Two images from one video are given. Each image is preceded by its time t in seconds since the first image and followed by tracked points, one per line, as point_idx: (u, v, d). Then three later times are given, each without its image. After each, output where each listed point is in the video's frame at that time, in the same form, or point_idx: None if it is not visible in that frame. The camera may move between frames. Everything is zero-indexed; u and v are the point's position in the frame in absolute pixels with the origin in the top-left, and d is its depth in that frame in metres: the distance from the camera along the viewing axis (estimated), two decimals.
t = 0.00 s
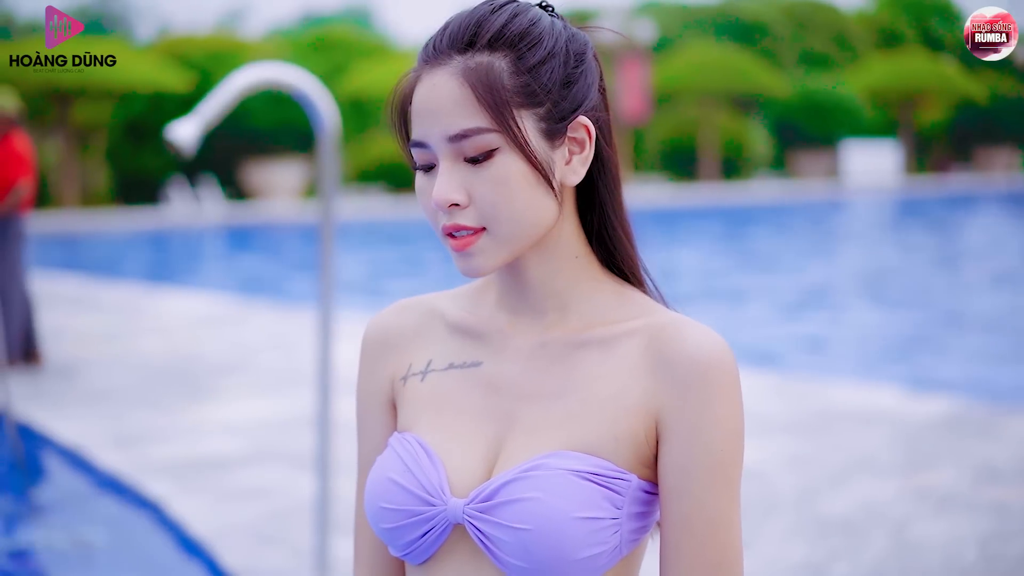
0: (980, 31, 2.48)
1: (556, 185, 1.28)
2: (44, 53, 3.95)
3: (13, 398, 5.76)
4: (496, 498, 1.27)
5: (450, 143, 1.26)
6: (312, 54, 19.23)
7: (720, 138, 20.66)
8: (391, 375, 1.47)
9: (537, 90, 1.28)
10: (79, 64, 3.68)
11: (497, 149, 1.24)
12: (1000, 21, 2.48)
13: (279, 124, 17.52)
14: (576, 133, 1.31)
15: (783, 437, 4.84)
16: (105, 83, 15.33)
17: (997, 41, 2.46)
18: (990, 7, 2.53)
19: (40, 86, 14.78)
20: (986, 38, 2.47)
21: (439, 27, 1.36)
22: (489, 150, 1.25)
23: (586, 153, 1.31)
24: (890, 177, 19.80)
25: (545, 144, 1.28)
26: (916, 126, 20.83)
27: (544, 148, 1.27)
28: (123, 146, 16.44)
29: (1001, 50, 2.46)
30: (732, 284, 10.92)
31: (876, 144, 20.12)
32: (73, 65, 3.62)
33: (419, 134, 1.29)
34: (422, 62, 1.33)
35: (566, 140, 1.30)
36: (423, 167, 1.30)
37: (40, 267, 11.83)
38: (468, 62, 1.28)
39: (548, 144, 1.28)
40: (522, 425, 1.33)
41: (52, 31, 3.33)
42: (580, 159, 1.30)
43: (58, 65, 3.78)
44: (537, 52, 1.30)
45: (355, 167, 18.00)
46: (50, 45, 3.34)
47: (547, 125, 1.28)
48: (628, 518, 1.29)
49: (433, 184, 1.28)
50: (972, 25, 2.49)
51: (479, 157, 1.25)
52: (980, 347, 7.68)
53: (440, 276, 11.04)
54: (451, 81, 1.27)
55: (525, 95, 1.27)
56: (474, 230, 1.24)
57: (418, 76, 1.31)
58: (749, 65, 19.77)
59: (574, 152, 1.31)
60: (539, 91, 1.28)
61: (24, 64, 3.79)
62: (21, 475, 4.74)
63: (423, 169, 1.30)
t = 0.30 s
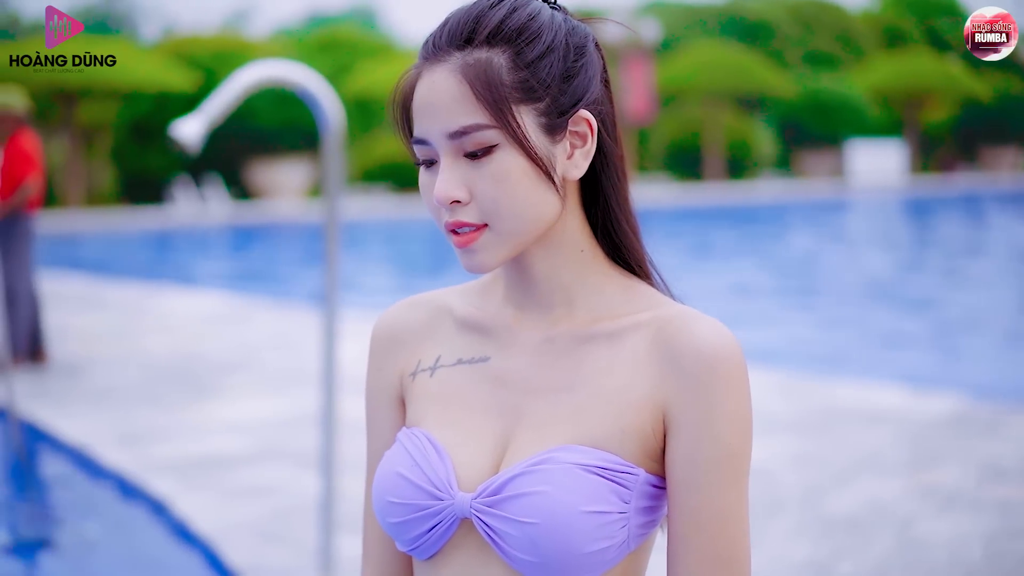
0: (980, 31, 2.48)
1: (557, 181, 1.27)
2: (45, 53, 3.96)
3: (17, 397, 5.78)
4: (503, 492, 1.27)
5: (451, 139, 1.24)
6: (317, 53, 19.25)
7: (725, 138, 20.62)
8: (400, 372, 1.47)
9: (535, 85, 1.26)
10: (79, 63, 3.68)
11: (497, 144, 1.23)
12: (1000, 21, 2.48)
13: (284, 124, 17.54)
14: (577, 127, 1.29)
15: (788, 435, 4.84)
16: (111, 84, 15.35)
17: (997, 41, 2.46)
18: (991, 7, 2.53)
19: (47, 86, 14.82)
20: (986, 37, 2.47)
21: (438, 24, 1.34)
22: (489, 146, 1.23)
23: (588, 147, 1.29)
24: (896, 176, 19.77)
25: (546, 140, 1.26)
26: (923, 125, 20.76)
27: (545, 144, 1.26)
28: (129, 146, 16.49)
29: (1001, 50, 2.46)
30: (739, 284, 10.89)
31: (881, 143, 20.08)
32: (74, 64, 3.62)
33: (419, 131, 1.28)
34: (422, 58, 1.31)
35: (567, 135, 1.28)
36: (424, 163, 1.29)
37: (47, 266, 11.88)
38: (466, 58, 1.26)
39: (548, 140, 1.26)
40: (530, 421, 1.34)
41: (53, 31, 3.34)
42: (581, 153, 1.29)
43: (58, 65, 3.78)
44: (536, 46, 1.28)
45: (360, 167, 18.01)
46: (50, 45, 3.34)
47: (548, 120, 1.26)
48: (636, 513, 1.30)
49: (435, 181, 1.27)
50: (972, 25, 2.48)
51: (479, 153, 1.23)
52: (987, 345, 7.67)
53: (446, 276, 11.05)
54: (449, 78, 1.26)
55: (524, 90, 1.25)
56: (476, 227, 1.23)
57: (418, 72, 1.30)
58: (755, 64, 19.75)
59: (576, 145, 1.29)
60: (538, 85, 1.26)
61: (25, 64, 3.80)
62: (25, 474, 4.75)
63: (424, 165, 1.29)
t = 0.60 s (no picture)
0: (981, 31, 2.47)
1: (558, 173, 1.26)
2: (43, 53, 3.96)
3: (20, 394, 5.80)
4: (508, 487, 1.27)
5: (450, 132, 1.24)
6: (321, 53, 19.28)
7: (730, 138, 20.57)
8: (405, 367, 1.47)
9: (534, 77, 1.26)
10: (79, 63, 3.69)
11: (496, 137, 1.23)
12: (1000, 20, 2.47)
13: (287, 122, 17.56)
14: (578, 119, 1.28)
15: (791, 433, 4.84)
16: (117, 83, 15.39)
17: (997, 41, 2.45)
18: (991, 7, 2.52)
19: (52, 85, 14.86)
20: (986, 37, 2.46)
21: (438, 18, 1.34)
22: (489, 138, 1.23)
23: (589, 138, 1.28)
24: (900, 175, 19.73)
25: (546, 131, 1.25)
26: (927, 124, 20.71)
27: (544, 135, 1.25)
28: (133, 145, 16.51)
29: (1001, 50, 2.45)
30: (745, 283, 10.87)
31: (886, 142, 20.04)
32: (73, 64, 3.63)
33: (420, 125, 1.28)
34: (422, 52, 1.31)
35: (568, 126, 1.27)
36: (426, 155, 1.29)
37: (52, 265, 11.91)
38: (466, 51, 1.26)
39: (549, 132, 1.25)
40: (536, 414, 1.34)
41: (53, 31, 3.35)
42: (583, 145, 1.28)
43: (58, 65, 3.78)
44: (535, 38, 1.28)
45: (364, 166, 18.00)
46: (49, 45, 3.35)
47: (547, 112, 1.26)
48: (642, 508, 1.29)
49: (435, 172, 1.26)
50: (972, 25, 2.47)
51: (478, 145, 1.23)
52: (992, 344, 7.66)
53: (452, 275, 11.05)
54: (447, 72, 1.25)
55: (523, 82, 1.25)
56: (476, 220, 1.23)
57: (419, 64, 1.30)
58: (758, 63, 19.76)
59: (578, 137, 1.28)
60: (537, 78, 1.26)
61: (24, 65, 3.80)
62: (29, 471, 4.77)
63: (425, 158, 1.29)
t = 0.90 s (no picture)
0: (980, 31, 2.47)
1: (559, 165, 1.25)
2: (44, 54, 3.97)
3: (23, 392, 5.81)
4: (511, 482, 1.27)
5: (451, 124, 1.24)
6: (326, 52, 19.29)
7: (734, 137, 20.55)
8: (408, 361, 1.47)
9: (534, 68, 1.25)
10: (80, 63, 3.70)
11: (496, 129, 1.22)
12: (1000, 21, 2.47)
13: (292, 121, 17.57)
14: (580, 110, 1.27)
15: (795, 432, 4.83)
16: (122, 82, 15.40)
17: (997, 41, 2.44)
18: (991, 7, 2.51)
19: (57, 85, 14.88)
20: (986, 38, 2.45)
21: (439, 10, 1.34)
22: (489, 130, 1.22)
23: (591, 130, 1.27)
24: (905, 174, 19.68)
25: (546, 123, 1.25)
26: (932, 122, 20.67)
27: (545, 127, 1.24)
28: (138, 144, 16.53)
29: (1001, 50, 2.44)
30: (748, 282, 10.86)
31: (890, 141, 20.02)
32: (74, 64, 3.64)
33: (421, 117, 1.27)
34: (422, 45, 1.31)
35: (570, 118, 1.26)
36: (427, 148, 1.28)
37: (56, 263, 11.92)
38: (465, 42, 1.26)
39: (549, 124, 1.25)
40: (539, 408, 1.33)
41: (53, 31, 3.35)
42: (584, 136, 1.27)
43: (59, 65, 3.79)
44: (536, 29, 1.27)
45: (367, 165, 18.01)
46: (50, 45, 3.35)
47: (548, 103, 1.25)
48: (645, 504, 1.29)
49: (436, 165, 1.26)
50: (972, 25, 2.47)
51: (479, 136, 1.23)
52: (997, 343, 7.64)
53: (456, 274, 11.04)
54: (448, 63, 1.25)
55: (523, 73, 1.25)
56: (478, 212, 1.22)
57: (420, 56, 1.29)
58: (762, 62, 19.75)
59: (579, 129, 1.27)
60: (538, 68, 1.25)
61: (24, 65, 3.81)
62: (32, 469, 4.78)
63: (427, 151, 1.28)
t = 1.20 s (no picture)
0: (980, 31, 2.44)
1: (560, 156, 1.24)
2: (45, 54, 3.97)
3: (28, 390, 5.81)
4: (513, 476, 1.26)
5: (451, 114, 1.23)
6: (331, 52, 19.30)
7: (739, 135, 20.59)
8: (409, 354, 1.45)
9: (535, 57, 1.24)
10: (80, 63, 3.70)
11: (497, 119, 1.21)
12: (1000, 20, 2.45)
13: (297, 121, 17.57)
14: (582, 101, 1.26)
15: (801, 430, 4.85)
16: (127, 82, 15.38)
17: (997, 40, 2.42)
18: (991, 7, 2.49)
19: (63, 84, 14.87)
20: (986, 37, 2.43)
21: None
22: (490, 119, 1.21)
23: (593, 121, 1.26)
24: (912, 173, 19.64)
25: (548, 113, 1.24)
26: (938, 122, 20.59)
27: (546, 118, 1.23)
28: (143, 144, 16.52)
29: (1001, 50, 2.42)
30: (754, 282, 10.83)
31: (895, 140, 19.98)
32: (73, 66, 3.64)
33: (422, 106, 1.26)
34: (424, 34, 1.30)
35: (571, 109, 1.25)
36: (428, 139, 1.27)
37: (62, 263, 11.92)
38: (466, 32, 1.25)
39: (551, 114, 1.24)
40: (542, 403, 1.32)
41: (53, 31, 3.35)
42: (587, 128, 1.26)
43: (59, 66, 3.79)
44: (538, 18, 1.26)
45: (372, 165, 18.02)
46: (50, 45, 3.35)
47: (549, 93, 1.24)
48: (648, 499, 1.27)
49: (436, 156, 1.25)
50: (972, 25, 2.44)
51: (479, 126, 1.22)
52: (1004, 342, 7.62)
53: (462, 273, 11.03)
54: (449, 52, 1.24)
55: (524, 63, 1.23)
56: (478, 203, 1.21)
57: (421, 47, 1.28)
58: (768, 62, 19.72)
59: (581, 120, 1.26)
60: (539, 58, 1.24)
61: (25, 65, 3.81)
62: (38, 466, 4.78)
63: (428, 142, 1.28)
